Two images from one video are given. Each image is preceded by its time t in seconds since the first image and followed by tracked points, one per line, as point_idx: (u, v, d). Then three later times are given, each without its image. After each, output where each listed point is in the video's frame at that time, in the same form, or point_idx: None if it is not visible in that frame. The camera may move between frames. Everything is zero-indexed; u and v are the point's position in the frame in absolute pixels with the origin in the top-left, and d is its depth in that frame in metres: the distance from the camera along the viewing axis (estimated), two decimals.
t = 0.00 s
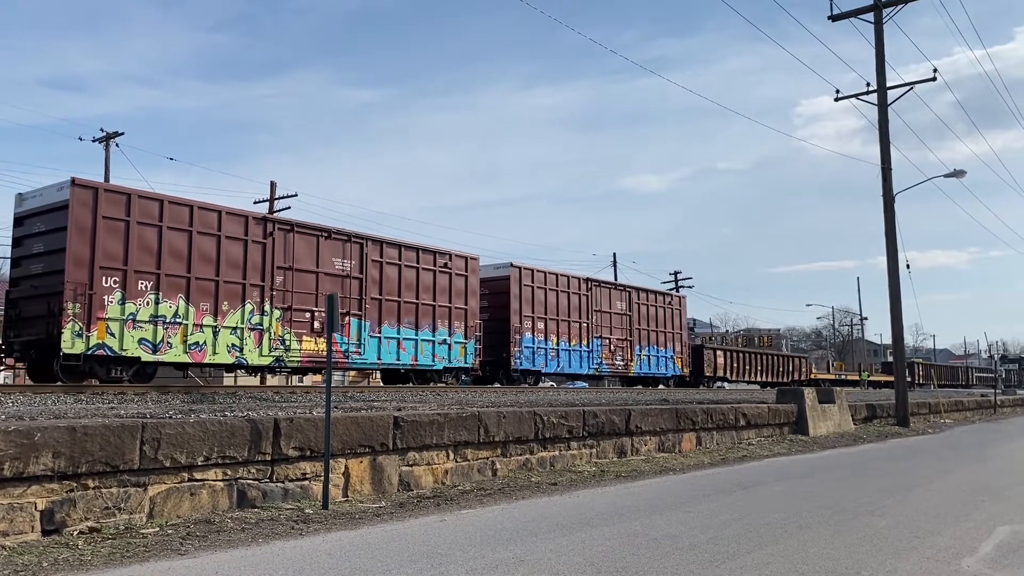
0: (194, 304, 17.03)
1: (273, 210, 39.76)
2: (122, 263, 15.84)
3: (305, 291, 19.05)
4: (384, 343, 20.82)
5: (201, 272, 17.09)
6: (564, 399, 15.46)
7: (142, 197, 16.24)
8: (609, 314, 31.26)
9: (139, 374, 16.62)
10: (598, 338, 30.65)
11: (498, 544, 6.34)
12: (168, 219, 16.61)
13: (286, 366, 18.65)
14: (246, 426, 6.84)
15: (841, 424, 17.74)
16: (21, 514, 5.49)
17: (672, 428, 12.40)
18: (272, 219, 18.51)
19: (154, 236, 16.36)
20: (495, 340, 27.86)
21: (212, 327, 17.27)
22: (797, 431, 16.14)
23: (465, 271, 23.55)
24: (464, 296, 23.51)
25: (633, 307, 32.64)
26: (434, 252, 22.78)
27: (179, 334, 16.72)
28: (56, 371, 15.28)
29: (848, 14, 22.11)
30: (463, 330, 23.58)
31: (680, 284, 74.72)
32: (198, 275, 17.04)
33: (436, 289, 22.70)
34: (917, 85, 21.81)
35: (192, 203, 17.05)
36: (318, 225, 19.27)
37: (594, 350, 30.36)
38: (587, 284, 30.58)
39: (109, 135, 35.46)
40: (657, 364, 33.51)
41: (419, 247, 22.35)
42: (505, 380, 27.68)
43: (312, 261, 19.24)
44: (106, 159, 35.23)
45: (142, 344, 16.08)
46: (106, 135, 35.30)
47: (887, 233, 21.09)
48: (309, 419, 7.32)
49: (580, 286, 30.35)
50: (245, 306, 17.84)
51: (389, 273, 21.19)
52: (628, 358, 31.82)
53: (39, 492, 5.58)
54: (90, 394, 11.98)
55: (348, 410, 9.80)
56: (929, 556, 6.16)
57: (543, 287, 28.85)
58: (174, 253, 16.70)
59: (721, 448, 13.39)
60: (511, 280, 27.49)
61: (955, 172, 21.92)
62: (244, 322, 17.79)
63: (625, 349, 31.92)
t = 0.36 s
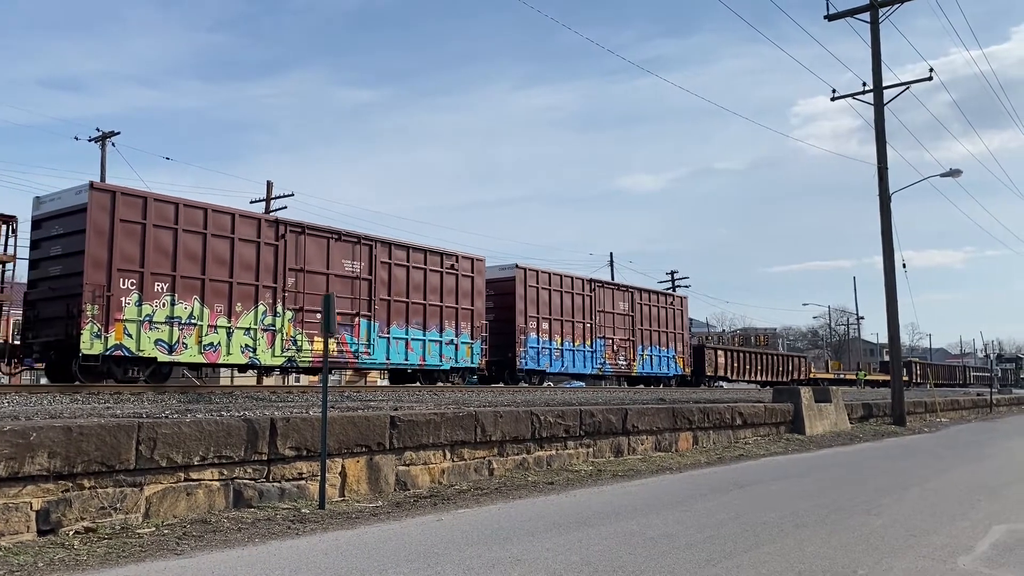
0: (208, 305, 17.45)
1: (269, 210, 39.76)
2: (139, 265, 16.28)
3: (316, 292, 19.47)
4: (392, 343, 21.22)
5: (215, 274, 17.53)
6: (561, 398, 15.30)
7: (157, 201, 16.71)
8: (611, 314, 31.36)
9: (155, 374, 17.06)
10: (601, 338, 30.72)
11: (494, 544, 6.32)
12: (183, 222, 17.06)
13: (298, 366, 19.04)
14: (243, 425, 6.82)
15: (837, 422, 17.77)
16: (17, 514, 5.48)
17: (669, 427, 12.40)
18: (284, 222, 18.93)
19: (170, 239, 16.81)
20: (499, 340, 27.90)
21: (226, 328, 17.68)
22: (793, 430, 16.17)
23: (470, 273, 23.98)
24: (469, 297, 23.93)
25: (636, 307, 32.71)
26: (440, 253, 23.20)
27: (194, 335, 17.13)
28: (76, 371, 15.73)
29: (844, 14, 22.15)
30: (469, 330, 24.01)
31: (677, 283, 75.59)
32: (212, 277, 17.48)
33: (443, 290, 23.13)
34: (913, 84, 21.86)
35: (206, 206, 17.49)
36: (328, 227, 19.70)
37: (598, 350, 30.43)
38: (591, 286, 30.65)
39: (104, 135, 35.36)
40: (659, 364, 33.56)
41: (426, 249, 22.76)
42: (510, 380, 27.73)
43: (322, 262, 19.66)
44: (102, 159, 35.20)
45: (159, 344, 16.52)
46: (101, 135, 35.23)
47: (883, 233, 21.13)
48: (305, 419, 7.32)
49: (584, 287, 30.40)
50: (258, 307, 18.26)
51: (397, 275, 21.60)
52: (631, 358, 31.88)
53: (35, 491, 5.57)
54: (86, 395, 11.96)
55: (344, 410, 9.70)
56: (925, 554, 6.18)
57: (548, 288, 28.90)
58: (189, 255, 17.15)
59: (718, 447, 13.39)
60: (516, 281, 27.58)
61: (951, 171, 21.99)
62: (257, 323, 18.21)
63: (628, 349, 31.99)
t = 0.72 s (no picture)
0: (221, 307, 17.79)
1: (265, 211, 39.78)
2: (154, 268, 16.59)
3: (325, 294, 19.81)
4: (400, 343, 21.63)
5: (228, 276, 17.85)
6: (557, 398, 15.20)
7: (172, 204, 17.01)
8: (614, 315, 31.46)
9: (170, 374, 17.41)
10: (603, 338, 30.81)
11: (490, 545, 6.31)
12: (196, 225, 17.37)
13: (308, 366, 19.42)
14: (238, 426, 6.82)
15: (833, 422, 17.80)
16: (11, 515, 5.46)
17: (665, 427, 12.42)
18: (294, 224, 19.26)
19: (184, 242, 17.11)
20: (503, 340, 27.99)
21: (239, 329, 18.05)
22: (790, 430, 16.19)
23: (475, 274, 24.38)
24: (474, 298, 24.32)
25: (637, 307, 32.77)
26: (446, 255, 23.56)
27: (207, 336, 17.48)
28: (93, 372, 15.99)
29: (840, 14, 22.17)
30: (474, 330, 24.41)
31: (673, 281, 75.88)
32: (225, 279, 17.81)
33: (448, 291, 23.52)
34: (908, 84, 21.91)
35: (219, 210, 17.81)
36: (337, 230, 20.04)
37: (600, 350, 30.51)
38: (593, 286, 30.75)
39: (100, 135, 35.35)
40: (660, 364, 33.60)
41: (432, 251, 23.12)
42: (514, 380, 27.81)
43: (331, 264, 20.00)
44: (98, 159, 35.16)
45: (173, 346, 16.85)
46: (97, 135, 35.20)
47: (878, 232, 21.17)
48: (301, 420, 7.31)
49: (586, 287, 30.50)
50: (269, 309, 18.64)
51: (404, 276, 21.97)
52: (632, 358, 31.94)
53: (30, 492, 5.55)
54: (82, 395, 11.93)
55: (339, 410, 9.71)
56: (919, 553, 6.21)
57: (551, 289, 28.95)
58: (202, 258, 17.47)
59: (714, 447, 13.40)
60: (520, 282, 27.64)
61: (946, 171, 22.05)
62: (268, 324, 18.61)
63: (629, 349, 32.04)
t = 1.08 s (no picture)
0: (234, 309, 18.04)
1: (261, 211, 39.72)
2: (169, 271, 16.87)
3: (335, 296, 20.03)
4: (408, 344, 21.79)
5: (240, 278, 18.11)
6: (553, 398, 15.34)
7: (186, 208, 17.27)
8: (617, 316, 31.57)
9: (185, 376, 17.66)
10: (607, 339, 30.90)
11: (487, 545, 6.31)
12: (210, 229, 17.64)
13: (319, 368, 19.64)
14: (235, 426, 6.82)
15: (829, 422, 17.83)
16: (7, 517, 5.46)
17: (661, 427, 12.43)
18: (305, 227, 19.51)
19: (198, 245, 17.40)
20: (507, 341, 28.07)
21: (251, 331, 18.29)
22: (786, 430, 16.23)
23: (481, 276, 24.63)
24: (481, 300, 24.57)
25: (640, 309, 32.81)
26: (452, 258, 23.82)
27: (221, 337, 17.71)
28: (110, 373, 16.22)
29: (835, 14, 22.23)
30: (481, 331, 24.63)
31: (671, 280, 76.71)
32: (238, 281, 18.05)
33: (455, 293, 23.76)
34: (903, 84, 21.96)
35: (232, 214, 18.08)
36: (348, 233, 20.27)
37: (603, 351, 30.57)
38: (595, 287, 30.87)
39: (97, 136, 35.23)
40: (662, 364, 33.63)
41: (439, 253, 23.40)
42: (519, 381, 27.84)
43: (342, 267, 20.23)
44: (94, 159, 35.05)
45: (188, 347, 17.07)
46: (93, 136, 35.07)
47: (875, 233, 21.21)
48: (298, 421, 7.31)
49: (589, 288, 30.61)
50: (281, 311, 18.87)
51: (413, 278, 22.21)
52: (635, 359, 31.99)
53: (26, 493, 5.55)
54: (78, 397, 11.90)
55: (333, 411, 9.74)
56: (916, 553, 6.22)
57: (554, 290, 29.00)
58: (215, 261, 17.73)
59: (710, 447, 13.42)
60: (524, 283, 27.78)
61: (942, 171, 22.12)
62: (280, 326, 18.83)
63: (632, 350, 32.08)
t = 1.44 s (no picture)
0: (247, 311, 18.40)
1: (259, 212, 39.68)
2: (183, 274, 17.20)
3: (345, 298, 20.40)
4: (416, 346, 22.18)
5: (253, 281, 18.47)
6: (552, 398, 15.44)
7: (199, 212, 17.61)
8: (620, 317, 31.61)
9: (199, 377, 17.94)
10: (610, 339, 30.99)
11: (486, 546, 6.30)
12: (222, 232, 18.00)
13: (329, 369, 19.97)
14: (233, 427, 6.81)
15: (827, 422, 17.86)
16: (5, 519, 5.45)
17: (660, 427, 12.44)
18: (315, 231, 19.89)
19: (211, 248, 17.75)
20: (512, 342, 28.22)
21: (263, 333, 18.63)
22: (783, 430, 16.24)
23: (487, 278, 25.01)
24: (487, 301, 24.93)
25: (642, 309, 32.85)
26: (458, 259, 24.19)
27: (234, 339, 18.04)
28: (126, 374, 16.52)
29: (832, 14, 22.26)
30: (487, 332, 24.99)
31: (670, 279, 77.76)
32: (250, 284, 18.41)
33: (462, 294, 24.14)
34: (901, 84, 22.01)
35: (244, 217, 18.44)
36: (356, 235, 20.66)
37: (607, 351, 30.69)
38: (599, 289, 30.97)
39: (94, 136, 35.15)
40: (664, 365, 33.65)
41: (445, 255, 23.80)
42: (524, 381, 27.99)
43: (351, 269, 20.62)
44: (90, 161, 34.99)
45: (202, 349, 17.40)
46: (89, 137, 34.97)
47: (872, 232, 21.25)
48: (295, 421, 7.30)
49: (592, 289, 30.70)
50: (292, 313, 19.26)
51: (420, 280, 22.59)
52: (638, 359, 32.06)
53: (23, 495, 5.54)
54: (75, 398, 11.83)
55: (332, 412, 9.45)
56: (915, 553, 6.22)
57: (559, 291, 29.11)
58: (228, 263, 18.09)
59: (708, 447, 13.42)
60: (529, 285, 27.93)
61: (940, 171, 22.17)
62: (291, 328, 19.19)
63: (635, 351, 32.12)
